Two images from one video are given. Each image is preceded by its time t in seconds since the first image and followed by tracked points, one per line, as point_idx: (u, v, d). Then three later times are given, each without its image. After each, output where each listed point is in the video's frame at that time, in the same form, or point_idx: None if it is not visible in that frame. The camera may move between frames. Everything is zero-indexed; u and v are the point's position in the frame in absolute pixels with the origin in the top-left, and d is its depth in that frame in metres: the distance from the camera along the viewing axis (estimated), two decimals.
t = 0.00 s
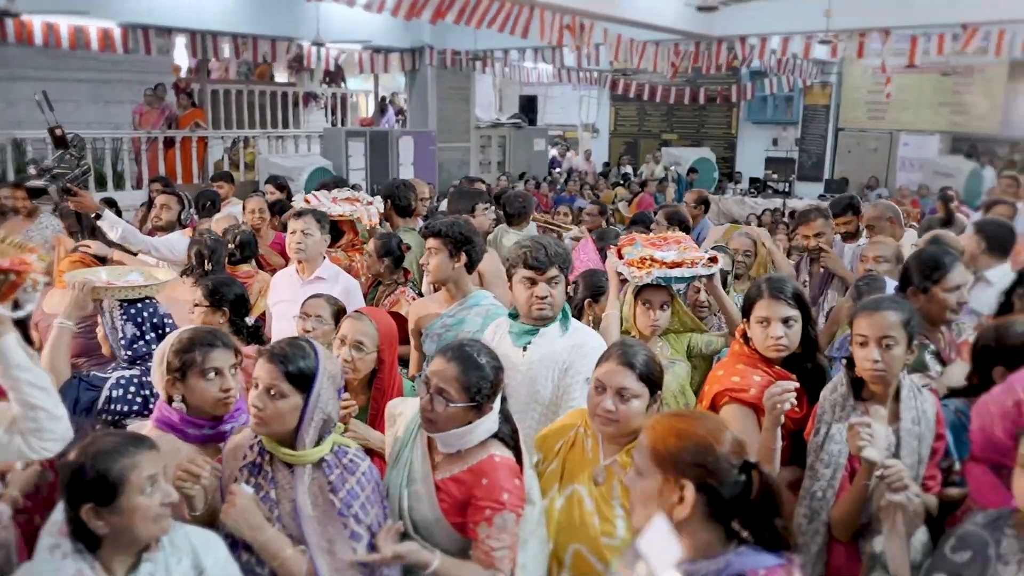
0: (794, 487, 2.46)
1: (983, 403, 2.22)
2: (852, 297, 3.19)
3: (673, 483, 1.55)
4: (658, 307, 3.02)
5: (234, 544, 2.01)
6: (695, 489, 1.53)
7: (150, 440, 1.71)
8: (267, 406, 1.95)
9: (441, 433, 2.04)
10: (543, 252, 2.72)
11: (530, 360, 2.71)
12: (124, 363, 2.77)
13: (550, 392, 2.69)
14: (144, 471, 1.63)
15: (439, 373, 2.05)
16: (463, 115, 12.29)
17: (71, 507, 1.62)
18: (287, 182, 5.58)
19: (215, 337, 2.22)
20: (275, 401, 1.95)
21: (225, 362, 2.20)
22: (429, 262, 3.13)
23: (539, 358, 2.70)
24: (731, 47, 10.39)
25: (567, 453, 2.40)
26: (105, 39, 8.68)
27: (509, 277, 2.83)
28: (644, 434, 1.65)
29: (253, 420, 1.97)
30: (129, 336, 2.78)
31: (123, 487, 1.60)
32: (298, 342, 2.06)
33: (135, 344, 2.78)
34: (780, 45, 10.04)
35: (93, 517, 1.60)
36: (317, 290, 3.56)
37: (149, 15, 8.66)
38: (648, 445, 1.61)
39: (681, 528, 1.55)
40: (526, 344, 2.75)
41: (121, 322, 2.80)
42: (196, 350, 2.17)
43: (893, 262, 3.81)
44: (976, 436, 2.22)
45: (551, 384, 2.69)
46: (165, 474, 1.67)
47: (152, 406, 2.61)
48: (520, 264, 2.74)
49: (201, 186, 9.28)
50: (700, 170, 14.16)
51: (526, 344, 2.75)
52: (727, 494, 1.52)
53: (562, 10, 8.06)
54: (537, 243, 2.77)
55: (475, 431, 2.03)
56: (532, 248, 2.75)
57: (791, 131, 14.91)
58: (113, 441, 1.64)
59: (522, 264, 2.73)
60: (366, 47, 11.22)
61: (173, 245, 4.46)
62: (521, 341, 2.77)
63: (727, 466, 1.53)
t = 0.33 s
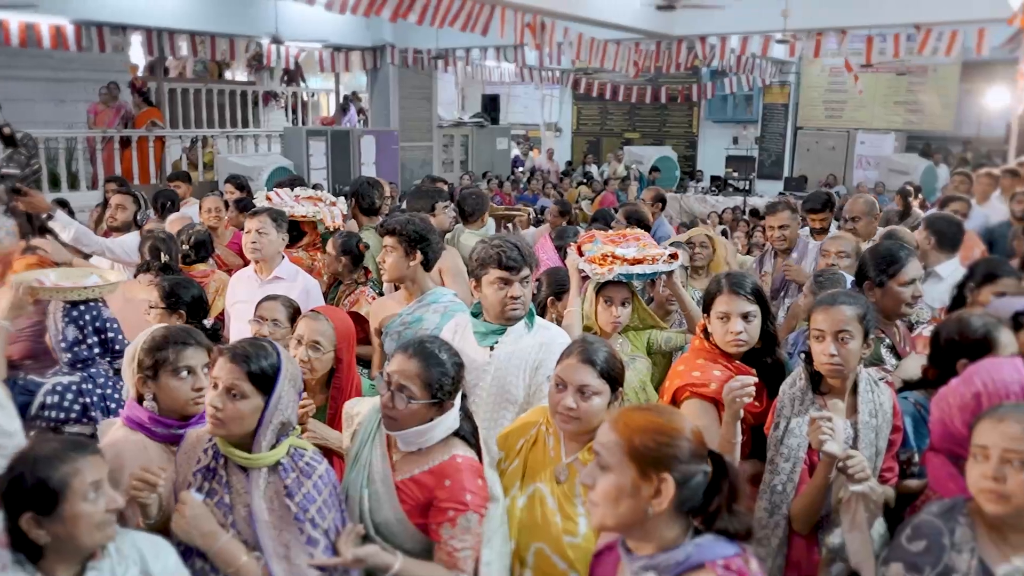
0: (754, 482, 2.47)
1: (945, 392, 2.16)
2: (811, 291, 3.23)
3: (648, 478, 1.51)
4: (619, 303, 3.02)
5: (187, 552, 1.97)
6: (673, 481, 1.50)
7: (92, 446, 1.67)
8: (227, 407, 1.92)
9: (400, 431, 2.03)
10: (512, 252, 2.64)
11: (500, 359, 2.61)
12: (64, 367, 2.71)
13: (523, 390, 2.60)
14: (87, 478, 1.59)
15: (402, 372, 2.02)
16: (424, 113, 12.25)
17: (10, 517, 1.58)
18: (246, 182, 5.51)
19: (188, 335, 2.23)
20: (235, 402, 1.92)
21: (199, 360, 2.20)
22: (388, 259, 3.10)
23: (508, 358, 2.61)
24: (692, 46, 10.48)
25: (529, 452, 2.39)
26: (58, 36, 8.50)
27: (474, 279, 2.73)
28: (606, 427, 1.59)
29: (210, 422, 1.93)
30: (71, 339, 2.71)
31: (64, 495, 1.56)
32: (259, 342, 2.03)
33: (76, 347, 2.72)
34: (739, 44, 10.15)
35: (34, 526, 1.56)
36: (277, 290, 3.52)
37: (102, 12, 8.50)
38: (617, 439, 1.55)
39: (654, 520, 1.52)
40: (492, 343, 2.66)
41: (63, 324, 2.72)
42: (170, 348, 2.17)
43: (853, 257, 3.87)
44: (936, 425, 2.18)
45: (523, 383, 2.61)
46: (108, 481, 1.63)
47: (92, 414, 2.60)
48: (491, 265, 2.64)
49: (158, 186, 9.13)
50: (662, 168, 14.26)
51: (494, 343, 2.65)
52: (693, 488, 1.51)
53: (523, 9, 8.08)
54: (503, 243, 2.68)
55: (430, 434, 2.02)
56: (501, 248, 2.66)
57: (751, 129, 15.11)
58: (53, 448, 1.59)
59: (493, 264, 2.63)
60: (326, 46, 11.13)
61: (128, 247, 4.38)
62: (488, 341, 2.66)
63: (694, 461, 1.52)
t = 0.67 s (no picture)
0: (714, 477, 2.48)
1: (897, 384, 2.24)
2: (770, 287, 3.26)
3: (600, 467, 1.51)
4: (579, 301, 3.02)
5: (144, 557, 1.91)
6: (625, 470, 1.51)
7: (32, 452, 1.62)
8: (202, 411, 1.88)
9: (364, 429, 2.03)
10: (471, 248, 2.63)
11: (462, 359, 2.60)
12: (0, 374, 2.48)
13: (490, 387, 2.60)
14: (26, 487, 1.54)
15: (368, 369, 2.02)
16: (386, 112, 12.22)
17: None
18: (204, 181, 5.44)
19: (165, 335, 2.20)
20: (211, 408, 1.88)
21: (172, 360, 2.15)
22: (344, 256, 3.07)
23: (470, 356, 2.60)
24: (653, 45, 10.55)
25: (489, 451, 2.37)
26: (8, 33, 8.31)
27: (432, 278, 2.68)
28: (556, 419, 1.59)
29: (183, 426, 1.88)
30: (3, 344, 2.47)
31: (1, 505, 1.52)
32: (232, 344, 1.99)
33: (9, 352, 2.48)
34: (700, 44, 10.24)
35: None
36: (235, 290, 3.48)
37: (56, 9, 8.32)
38: (568, 430, 1.55)
39: (608, 509, 1.52)
40: (454, 341, 2.63)
41: None
42: (142, 346, 2.13)
43: (813, 253, 3.92)
44: (890, 418, 2.25)
45: (489, 379, 2.60)
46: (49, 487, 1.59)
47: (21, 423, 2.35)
48: (450, 260, 2.62)
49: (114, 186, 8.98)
50: (624, 168, 14.35)
51: (454, 343, 2.63)
52: (643, 476, 1.52)
53: (483, 7, 8.07)
54: (461, 241, 2.66)
55: (390, 431, 2.02)
56: (458, 245, 2.64)
57: (712, 129, 15.28)
58: None
59: (451, 260, 2.61)
60: (287, 45, 11.02)
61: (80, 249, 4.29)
62: (448, 340, 2.64)
63: (642, 448, 1.53)
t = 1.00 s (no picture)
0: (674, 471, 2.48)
1: (845, 378, 2.33)
2: (728, 283, 3.31)
3: (536, 448, 1.52)
4: (541, 300, 3.02)
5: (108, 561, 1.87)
6: (560, 448, 1.52)
7: None
8: (171, 417, 1.83)
9: (330, 429, 2.02)
10: (425, 247, 2.59)
11: (423, 358, 2.59)
12: None
13: (452, 384, 2.61)
14: None
15: (326, 368, 2.00)
16: (347, 111, 12.16)
17: None
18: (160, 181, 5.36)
19: (132, 338, 2.18)
20: (180, 415, 1.84)
21: (135, 364, 2.15)
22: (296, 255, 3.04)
23: (431, 356, 2.59)
24: (614, 45, 10.60)
25: (451, 451, 2.33)
26: None
27: (387, 279, 2.64)
28: (484, 422, 1.58)
29: (152, 433, 1.84)
30: None
31: None
32: (199, 348, 1.94)
33: None
34: (660, 44, 10.32)
35: None
36: (192, 293, 3.44)
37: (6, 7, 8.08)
38: (497, 426, 1.55)
39: (554, 492, 1.52)
40: (414, 340, 2.61)
41: None
42: (104, 348, 2.15)
43: (771, 251, 3.97)
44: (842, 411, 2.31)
45: (451, 376, 2.61)
46: None
47: None
48: (403, 258, 2.58)
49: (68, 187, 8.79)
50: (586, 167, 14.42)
51: (413, 342, 2.61)
52: (577, 451, 1.54)
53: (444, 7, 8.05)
54: (415, 241, 2.61)
55: (356, 428, 2.02)
56: (411, 244, 2.60)
57: (673, 128, 15.42)
58: None
59: (405, 259, 2.57)
60: (245, 44, 10.88)
61: (33, 251, 4.20)
62: (409, 340, 2.61)
63: (572, 426, 1.55)
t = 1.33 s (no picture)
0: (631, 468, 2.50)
1: (792, 373, 2.36)
2: (684, 280, 3.35)
3: (480, 449, 1.52)
4: (501, 299, 3.02)
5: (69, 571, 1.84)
6: (504, 448, 1.53)
7: None
8: (131, 427, 1.80)
9: (290, 421, 2.01)
10: (382, 245, 2.59)
11: (380, 358, 2.58)
12: None
13: (409, 383, 2.60)
14: None
15: (293, 359, 2.02)
16: (305, 111, 12.10)
17: None
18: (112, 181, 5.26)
19: (103, 342, 2.17)
20: (139, 424, 1.81)
21: (100, 370, 2.12)
22: (252, 258, 3.00)
23: (388, 356, 2.59)
24: (573, 45, 10.66)
25: (409, 451, 2.33)
26: None
27: (344, 278, 2.63)
28: (432, 419, 1.59)
29: (109, 442, 1.81)
30: None
31: None
32: (156, 354, 1.89)
33: None
34: (618, 45, 10.42)
35: None
36: (147, 296, 3.39)
37: None
38: (442, 424, 1.56)
39: (497, 490, 1.53)
40: (370, 341, 2.61)
41: None
42: (73, 352, 2.14)
43: (726, 249, 4.03)
44: (788, 405, 2.35)
45: (409, 375, 2.60)
46: None
47: None
48: (360, 255, 2.57)
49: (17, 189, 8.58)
50: (546, 166, 14.50)
51: (371, 342, 2.61)
52: (522, 450, 1.55)
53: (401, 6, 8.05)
54: (373, 240, 2.60)
55: (313, 427, 2.02)
56: (369, 243, 2.59)
57: (632, 127, 15.60)
58: None
59: (362, 257, 2.56)
60: (201, 43, 10.75)
61: None
62: (366, 339, 2.61)
63: (518, 426, 1.56)
